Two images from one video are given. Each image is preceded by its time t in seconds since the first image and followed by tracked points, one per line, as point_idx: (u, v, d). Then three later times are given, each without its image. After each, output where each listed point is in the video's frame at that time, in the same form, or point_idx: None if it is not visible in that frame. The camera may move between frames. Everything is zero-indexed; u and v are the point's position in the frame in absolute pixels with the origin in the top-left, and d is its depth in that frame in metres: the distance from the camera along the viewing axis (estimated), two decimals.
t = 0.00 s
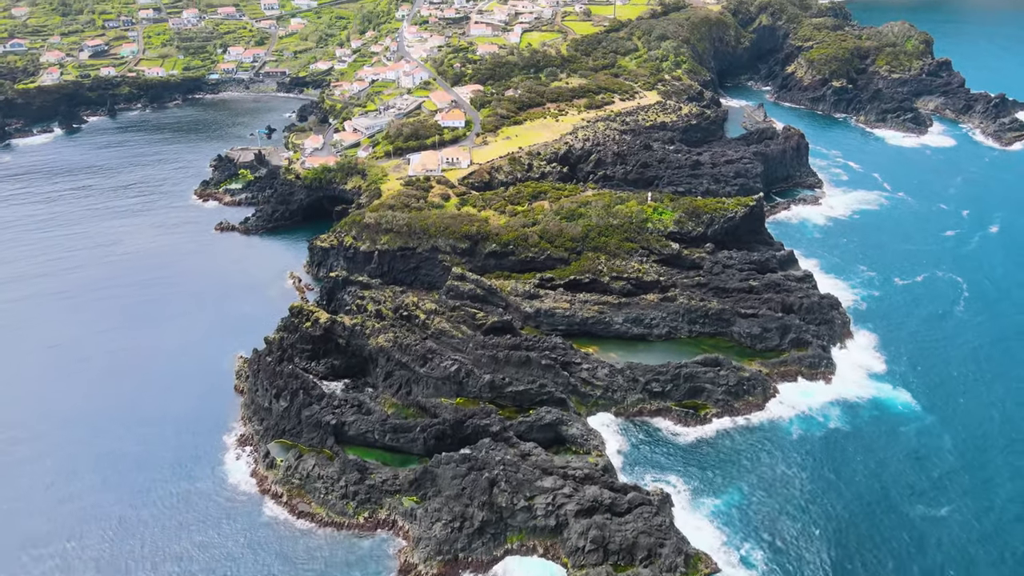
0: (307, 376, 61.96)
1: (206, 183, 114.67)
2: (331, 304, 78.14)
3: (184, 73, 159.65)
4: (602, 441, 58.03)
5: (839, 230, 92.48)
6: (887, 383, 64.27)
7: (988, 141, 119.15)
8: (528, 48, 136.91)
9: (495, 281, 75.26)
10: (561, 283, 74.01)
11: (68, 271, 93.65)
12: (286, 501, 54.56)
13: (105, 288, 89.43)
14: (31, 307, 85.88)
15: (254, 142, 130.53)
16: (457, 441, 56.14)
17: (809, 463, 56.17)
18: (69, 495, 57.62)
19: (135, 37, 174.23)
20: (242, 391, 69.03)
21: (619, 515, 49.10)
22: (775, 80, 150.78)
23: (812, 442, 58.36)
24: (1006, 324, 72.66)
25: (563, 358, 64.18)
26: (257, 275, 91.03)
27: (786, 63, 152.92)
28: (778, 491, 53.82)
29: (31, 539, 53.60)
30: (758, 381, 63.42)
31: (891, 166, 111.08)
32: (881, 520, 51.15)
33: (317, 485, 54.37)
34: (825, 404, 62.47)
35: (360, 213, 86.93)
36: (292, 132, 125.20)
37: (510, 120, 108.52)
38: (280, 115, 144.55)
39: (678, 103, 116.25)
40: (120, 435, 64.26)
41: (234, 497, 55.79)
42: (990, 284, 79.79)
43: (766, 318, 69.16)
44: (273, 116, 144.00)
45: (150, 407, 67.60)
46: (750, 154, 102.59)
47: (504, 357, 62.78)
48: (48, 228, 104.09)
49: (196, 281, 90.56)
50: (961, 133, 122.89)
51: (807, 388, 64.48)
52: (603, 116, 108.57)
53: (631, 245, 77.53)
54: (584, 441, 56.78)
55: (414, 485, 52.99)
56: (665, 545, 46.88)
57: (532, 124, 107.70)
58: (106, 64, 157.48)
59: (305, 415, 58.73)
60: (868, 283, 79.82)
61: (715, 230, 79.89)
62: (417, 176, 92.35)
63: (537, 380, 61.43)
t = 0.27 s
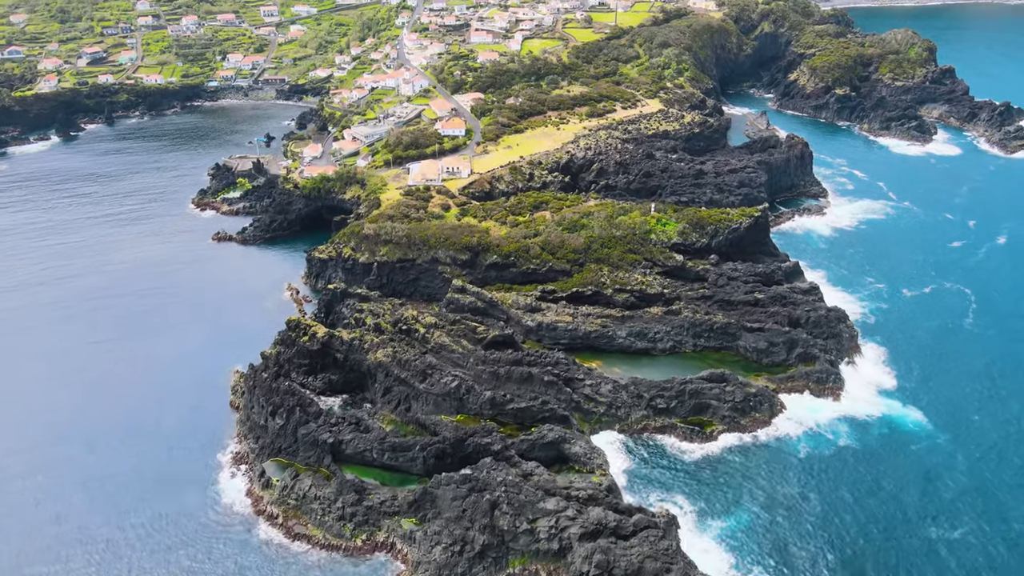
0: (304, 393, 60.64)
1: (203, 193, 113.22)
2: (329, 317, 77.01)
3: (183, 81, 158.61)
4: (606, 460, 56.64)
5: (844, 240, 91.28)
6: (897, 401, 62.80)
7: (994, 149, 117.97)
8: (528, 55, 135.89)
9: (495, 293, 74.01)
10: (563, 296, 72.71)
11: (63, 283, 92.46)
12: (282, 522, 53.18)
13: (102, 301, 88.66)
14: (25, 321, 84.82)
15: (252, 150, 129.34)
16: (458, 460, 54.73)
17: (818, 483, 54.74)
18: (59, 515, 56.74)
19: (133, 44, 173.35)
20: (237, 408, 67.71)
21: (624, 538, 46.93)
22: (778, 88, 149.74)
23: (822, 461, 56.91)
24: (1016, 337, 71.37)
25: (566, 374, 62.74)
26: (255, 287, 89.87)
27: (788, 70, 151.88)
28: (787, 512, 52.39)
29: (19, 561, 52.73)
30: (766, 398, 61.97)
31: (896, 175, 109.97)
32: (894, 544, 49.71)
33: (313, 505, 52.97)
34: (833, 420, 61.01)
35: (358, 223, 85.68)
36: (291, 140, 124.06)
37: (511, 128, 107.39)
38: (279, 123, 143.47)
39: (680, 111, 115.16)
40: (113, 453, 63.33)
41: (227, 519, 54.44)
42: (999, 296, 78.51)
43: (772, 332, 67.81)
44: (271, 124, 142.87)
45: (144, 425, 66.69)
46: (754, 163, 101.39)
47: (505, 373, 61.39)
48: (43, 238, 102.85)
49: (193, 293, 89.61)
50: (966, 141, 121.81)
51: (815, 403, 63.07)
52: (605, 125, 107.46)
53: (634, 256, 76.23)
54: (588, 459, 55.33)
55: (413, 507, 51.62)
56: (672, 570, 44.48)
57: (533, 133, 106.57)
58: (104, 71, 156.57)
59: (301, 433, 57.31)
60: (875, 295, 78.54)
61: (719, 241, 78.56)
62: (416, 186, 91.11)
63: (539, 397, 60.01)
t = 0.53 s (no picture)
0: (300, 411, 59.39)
1: (201, 202, 111.85)
2: (328, 331, 76.36)
3: (182, 89, 157.64)
4: (610, 480, 55.18)
5: (850, 252, 90.03)
6: (908, 419, 61.37)
7: (999, 159, 116.83)
8: (529, 63, 134.86)
9: (496, 306, 72.68)
10: (565, 309, 71.40)
11: (58, 294, 91.25)
12: (277, 545, 51.90)
13: (98, 311, 87.51)
14: (19, 333, 83.68)
15: (250, 159, 128.20)
16: (458, 480, 53.33)
17: (827, 504, 53.36)
18: (49, 534, 55.78)
19: (132, 52, 172.49)
20: (233, 425, 66.46)
21: (629, 564, 45.21)
22: (780, 96, 148.82)
23: (831, 481, 55.47)
24: None
25: (568, 392, 61.31)
26: (254, 298, 88.64)
27: (791, 78, 150.92)
28: (795, 535, 51.03)
29: None
30: (773, 415, 60.54)
31: (900, 185, 108.82)
32: (907, 569, 48.33)
33: (309, 528, 51.56)
34: (842, 438, 59.61)
35: (357, 234, 84.39)
36: (289, 149, 122.88)
37: (512, 137, 106.29)
38: (278, 131, 142.42)
39: (682, 120, 114.11)
40: (106, 470, 62.34)
41: (221, 541, 53.20)
42: (1007, 309, 77.23)
43: (779, 347, 66.45)
44: (270, 132, 141.80)
45: (139, 441, 65.69)
46: (757, 172, 100.18)
47: (506, 390, 60.00)
48: (39, 247, 101.68)
49: (192, 303, 88.48)
50: (971, 150, 120.72)
51: (822, 420, 61.78)
52: (606, 134, 106.35)
53: (637, 269, 74.93)
54: (591, 479, 53.92)
55: (412, 529, 50.06)
56: None
57: (534, 142, 105.46)
58: (102, 79, 155.72)
59: (297, 453, 55.89)
60: (883, 309, 77.21)
61: (724, 253, 77.25)
62: (416, 196, 89.85)
63: (541, 416, 58.60)
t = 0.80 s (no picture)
0: (296, 430, 57.87)
1: (198, 212, 110.48)
2: (326, 344, 75.78)
3: (180, 96, 156.59)
4: (614, 500, 53.76)
5: (856, 263, 88.76)
6: (919, 438, 60.01)
7: (1006, 167, 115.64)
8: (531, 71, 133.70)
9: (497, 319, 71.29)
10: (567, 322, 69.97)
11: (51, 304, 89.97)
12: (271, 569, 50.58)
13: (95, 320, 86.55)
14: (11, 344, 82.43)
15: (249, 167, 127.00)
16: (458, 502, 51.83)
17: (838, 527, 51.88)
18: (33, 552, 54.92)
19: (130, 59, 171.54)
20: (227, 442, 65.03)
21: None
22: (783, 104, 147.74)
23: (842, 502, 53.99)
24: None
25: (571, 409, 59.79)
26: (253, 310, 87.19)
27: (793, 86, 149.88)
28: (805, 559, 49.57)
29: None
30: (781, 433, 59.12)
31: (906, 194, 107.57)
32: None
33: (305, 552, 50.12)
34: (852, 457, 58.27)
35: (356, 246, 83.12)
36: (288, 157, 121.69)
37: (513, 146, 105.08)
38: (277, 139, 141.33)
39: (685, 128, 112.98)
40: (96, 486, 61.34)
41: (213, 565, 52.05)
42: (1017, 322, 75.91)
43: (786, 362, 65.04)
44: (269, 141, 140.62)
45: (130, 457, 64.59)
46: (761, 182, 98.89)
47: (507, 408, 58.48)
48: (33, 257, 100.45)
49: (190, 313, 87.27)
50: (976, 158, 119.53)
51: (829, 437, 60.48)
52: (608, 143, 105.18)
53: (641, 281, 73.56)
54: (595, 499, 52.43)
55: (411, 553, 48.01)
56: None
57: (535, 151, 104.24)
58: (100, 86, 154.78)
59: (293, 473, 54.45)
60: (890, 322, 75.92)
61: (729, 265, 75.93)
62: (416, 207, 88.49)
63: (543, 434, 57.07)
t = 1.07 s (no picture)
0: (292, 449, 56.46)
1: (195, 222, 109.25)
2: (323, 358, 74.73)
3: (178, 104, 155.58)
4: (619, 522, 52.36)
5: (862, 275, 87.56)
6: (932, 457, 59.17)
7: (1012, 176, 114.55)
8: (531, 79, 132.52)
9: (498, 333, 69.88)
10: (569, 335, 68.50)
11: (44, 315, 88.67)
12: None
13: (89, 331, 85.23)
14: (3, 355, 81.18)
15: (247, 176, 125.79)
16: (457, 524, 50.34)
17: (849, 551, 50.47)
18: (17, 572, 53.66)
19: (128, 66, 170.57)
20: (220, 461, 63.53)
21: None
22: (786, 111, 146.66)
23: (852, 525, 52.58)
24: None
25: (574, 427, 58.25)
26: (250, 323, 85.69)
27: (796, 93, 148.89)
28: None
29: None
30: (789, 452, 57.71)
31: (912, 204, 106.35)
32: None
33: None
34: (861, 477, 56.99)
35: (354, 257, 81.83)
36: (286, 166, 120.51)
37: (514, 155, 103.87)
38: (276, 147, 140.23)
39: (687, 137, 111.85)
40: (83, 505, 59.95)
41: None
42: None
43: (794, 378, 63.57)
44: (268, 148, 139.48)
45: (121, 473, 63.27)
46: (766, 192, 97.61)
47: (509, 426, 56.99)
48: (27, 266, 99.21)
49: (186, 325, 85.85)
50: (982, 167, 118.39)
51: (838, 456, 59.10)
52: (610, 152, 104.01)
53: (644, 294, 72.18)
54: (599, 521, 50.66)
55: None
56: None
57: (536, 160, 103.00)
58: (97, 94, 153.80)
59: (288, 494, 52.94)
60: (898, 338, 74.89)
61: (734, 277, 74.63)
62: (415, 218, 87.17)
63: (545, 454, 55.61)
